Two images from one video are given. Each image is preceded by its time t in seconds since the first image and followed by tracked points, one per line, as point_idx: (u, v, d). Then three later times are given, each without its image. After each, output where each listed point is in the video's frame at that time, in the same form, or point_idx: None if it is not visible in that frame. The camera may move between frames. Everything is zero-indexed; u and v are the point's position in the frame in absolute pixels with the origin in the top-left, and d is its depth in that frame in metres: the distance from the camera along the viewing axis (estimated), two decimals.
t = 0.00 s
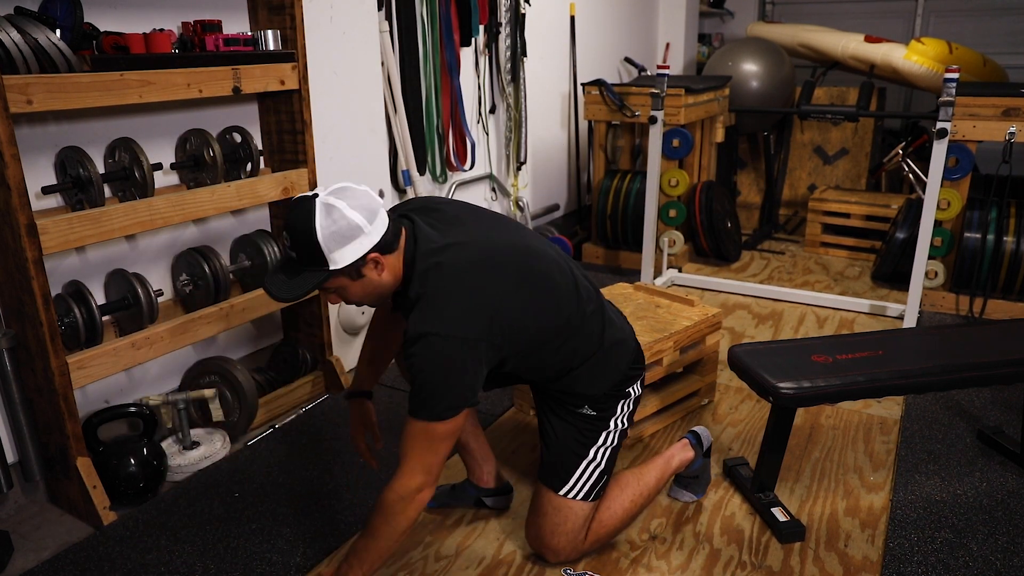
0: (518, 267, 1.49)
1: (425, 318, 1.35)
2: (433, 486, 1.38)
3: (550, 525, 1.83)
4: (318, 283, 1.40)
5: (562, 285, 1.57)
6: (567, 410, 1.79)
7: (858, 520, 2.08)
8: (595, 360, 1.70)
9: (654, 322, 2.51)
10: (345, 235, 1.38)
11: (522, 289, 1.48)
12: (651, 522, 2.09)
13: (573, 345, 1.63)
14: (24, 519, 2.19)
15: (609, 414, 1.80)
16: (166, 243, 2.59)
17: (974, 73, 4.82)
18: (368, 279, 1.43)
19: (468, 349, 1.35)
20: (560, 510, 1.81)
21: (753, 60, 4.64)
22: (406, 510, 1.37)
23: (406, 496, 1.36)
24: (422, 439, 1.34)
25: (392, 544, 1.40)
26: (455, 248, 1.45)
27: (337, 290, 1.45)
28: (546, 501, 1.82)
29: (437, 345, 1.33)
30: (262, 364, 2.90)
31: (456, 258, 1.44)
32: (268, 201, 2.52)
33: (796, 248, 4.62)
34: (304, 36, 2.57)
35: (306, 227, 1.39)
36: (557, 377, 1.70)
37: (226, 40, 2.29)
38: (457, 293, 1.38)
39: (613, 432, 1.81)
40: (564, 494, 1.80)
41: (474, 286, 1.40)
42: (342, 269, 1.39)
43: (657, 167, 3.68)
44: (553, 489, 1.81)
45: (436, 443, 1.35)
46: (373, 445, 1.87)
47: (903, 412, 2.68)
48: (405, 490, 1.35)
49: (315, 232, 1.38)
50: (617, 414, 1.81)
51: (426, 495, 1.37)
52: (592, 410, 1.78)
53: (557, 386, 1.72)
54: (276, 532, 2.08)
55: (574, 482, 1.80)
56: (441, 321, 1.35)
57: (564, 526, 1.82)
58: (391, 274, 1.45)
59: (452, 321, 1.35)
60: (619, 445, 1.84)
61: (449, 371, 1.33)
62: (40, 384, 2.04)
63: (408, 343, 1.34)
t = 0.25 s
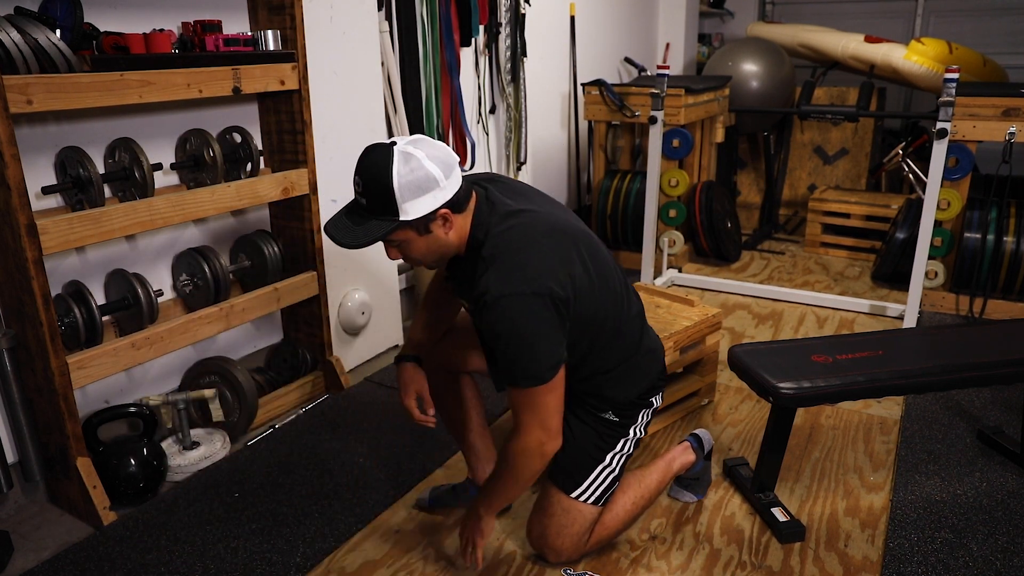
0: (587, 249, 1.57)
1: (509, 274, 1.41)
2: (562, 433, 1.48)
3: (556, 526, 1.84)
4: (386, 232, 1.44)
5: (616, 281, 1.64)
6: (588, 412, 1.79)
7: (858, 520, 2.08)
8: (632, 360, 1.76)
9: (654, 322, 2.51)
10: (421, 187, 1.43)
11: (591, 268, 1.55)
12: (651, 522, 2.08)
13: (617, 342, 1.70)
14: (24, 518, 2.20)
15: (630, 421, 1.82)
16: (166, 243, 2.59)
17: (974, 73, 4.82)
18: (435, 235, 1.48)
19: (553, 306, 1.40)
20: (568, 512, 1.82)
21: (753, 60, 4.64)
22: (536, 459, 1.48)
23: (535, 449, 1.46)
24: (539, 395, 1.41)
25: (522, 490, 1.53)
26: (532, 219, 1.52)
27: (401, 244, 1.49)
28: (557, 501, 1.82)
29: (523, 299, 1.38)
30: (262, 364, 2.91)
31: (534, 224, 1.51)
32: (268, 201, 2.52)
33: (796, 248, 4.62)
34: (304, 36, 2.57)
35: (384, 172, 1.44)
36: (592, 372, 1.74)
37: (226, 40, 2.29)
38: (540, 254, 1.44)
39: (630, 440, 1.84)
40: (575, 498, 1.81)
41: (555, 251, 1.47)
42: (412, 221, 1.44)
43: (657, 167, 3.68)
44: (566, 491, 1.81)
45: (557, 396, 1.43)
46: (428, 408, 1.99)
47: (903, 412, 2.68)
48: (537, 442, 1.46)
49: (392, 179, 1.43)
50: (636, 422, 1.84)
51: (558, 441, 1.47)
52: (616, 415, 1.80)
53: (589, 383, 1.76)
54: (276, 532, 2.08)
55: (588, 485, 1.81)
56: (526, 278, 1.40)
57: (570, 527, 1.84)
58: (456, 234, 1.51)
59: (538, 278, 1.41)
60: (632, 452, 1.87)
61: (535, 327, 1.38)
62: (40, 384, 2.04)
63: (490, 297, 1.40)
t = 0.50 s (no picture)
0: (614, 246, 1.65)
1: (550, 260, 1.47)
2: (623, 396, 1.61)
3: (561, 526, 1.84)
4: (419, 232, 1.48)
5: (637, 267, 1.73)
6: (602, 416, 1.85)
7: (858, 520, 2.08)
8: (652, 361, 1.82)
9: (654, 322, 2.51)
10: (453, 188, 1.47)
11: (616, 252, 1.63)
12: (651, 522, 2.08)
13: (643, 329, 1.76)
14: (24, 518, 2.20)
15: (644, 425, 1.87)
16: (166, 244, 2.59)
17: (974, 73, 4.82)
18: (466, 235, 1.53)
19: (596, 287, 1.48)
20: (573, 512, 1.83)
21: (753, 60, 4.64)
22: (598, 422, 1.61)
23: (599, 416, 1.59)
24: (595, 370, 1.50)
25: (583, 450, 1.69)
26: (565, 212, 1.60)
27: (432, 243, 1.53)
28: (562, 501, 1.83)
29: (570, 283, 1.45)
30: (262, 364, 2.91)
31: (559, 214, 1.57)
32: (268, 201, 2.52)
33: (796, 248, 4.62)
34: (304, 36, 2.57)
35: (417, 173, 1.47)
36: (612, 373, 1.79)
37: (226, 40, 2.29)
38: (575, 239, 1.51)
39: (640, 446, 1.88)
40: (582, 498, 1.82)
41: (586, 237, 1.54)
42: (443, 221, 1.48)
43: (657, 167, 3.68)
44: (573, 493, 1.82)
45: (612, 368, 1.53)
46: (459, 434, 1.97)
47: (904, 412, 2.68)
48: (598, 410, 1.58)
49: (424, 178, 1.46)
50: (647, 428, 1.89)
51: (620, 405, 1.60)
52: (630, 419, 1.85)
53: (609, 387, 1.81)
54: (276, 532, 2.08)
55: (596, 487, 1.82)
56: (567, 262, 1.47)
57: (574, 527, 1.84)
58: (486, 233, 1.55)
59: (579, 262, 1.48)
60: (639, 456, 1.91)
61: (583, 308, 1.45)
62: (39, 384, 2.04)
63: (535, 284, 1.45)
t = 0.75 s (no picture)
0: (611, 255, 1.65)
1: (547, 276, 1.47)
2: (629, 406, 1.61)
3: (561, 526, 1.85)
4: (418, 268, 1.46)
5: (634, 274, 1.73)
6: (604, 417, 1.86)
7: (858, 520, 2.08)
8: (653, 366, 1.83)
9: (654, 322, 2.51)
10: (449, 221, 1.45)
11: (611, 261, 1.63)
12: (651, 522, 2.08)
13: (641, 337, 1.76)
14: (24, 518, 2.19)
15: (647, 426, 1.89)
16: (166, 244, 2.59)
17: (974, 73, 4.82)
18: (464, 262, 1.51)
19: (594, 300, 1.48)
20: (574, 512, 1.83)
21: (753, 60, 4.64)
22: (604, 434, 1.60)
23: (606, 427, 1.59)
24: (600, 381, 1.51)
25: (586, 461, 1.69)
26: (561, 225, 1.60)
27: (431, 273, 1.52)
28: (562, 500, 1.84)
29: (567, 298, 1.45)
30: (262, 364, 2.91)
31: (554, 228, 1.58)
32: (268, 201, 2.52)
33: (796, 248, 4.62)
34: (304, 36, 2.57)
35: (412, 209, 1.44)
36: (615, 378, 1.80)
37: (226, 40, 2.29)
38: (570, 253, 1.52)
39: (640, 446, 1.88)
40: (583, 499, 1.83)
41: (581, 250, 1.55)
42: (442, 255, 1.46)
43: (657, 167, 3.68)
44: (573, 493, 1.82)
45: (615, 378, 1.53)
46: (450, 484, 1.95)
47: (903, 412, 2.68)
48: (606, 420, 1.58)
49: (420, 214, 1.43)
50: (649, 429, 1.89)
51: (626, 414, 1.60)
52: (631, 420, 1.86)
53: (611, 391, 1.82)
54: (276, 532, 2.08)
55: (596, 487, 1.82)
56: (564, 277, 1.48)
57: (574, 526, 1.84)
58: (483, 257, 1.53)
59: (575, 276, 1.48)
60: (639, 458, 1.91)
61: (582, 322, 1.46)
62: (39, 384, 2.04)
63: (533, 302, 1.45)
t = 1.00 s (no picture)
0: (599, 263, 1.65)
1: (543, 297, 1.47)
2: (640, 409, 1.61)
3: (561, 525, 1.85)
4: (410, 314, 1.45)
5: (625, 280, 1.73)
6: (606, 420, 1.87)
7: (858, 520, 2.08)
8: (654, 368, 1.83)
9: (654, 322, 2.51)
10: (439, 268, 1.43)
11: (601, 271, 1.63)
12: (651, 522, 2.08)
13: (639, 342, 1.76)
14: (24, 518, 2.19)
15: (647, 425, 1.89)
16: (165, 244, 2.59)
17: (974, 73, 4.82)
18: (457, 301, 1.49)
19: (593, 313, 1.48)
20: (574, 511, 1.84)
21: (753, 60, 4.64)
22: (618, 439, 1.61)
23: (620, 433, 1.59)
24: (608, 392, 1.51)
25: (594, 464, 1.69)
26: (545, 242, 1.60)
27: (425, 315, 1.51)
28: (563, 500, 1.85)
29: (567, 316, 1.45)
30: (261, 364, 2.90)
31: (541, 247, 1.57)
32: (268, 200, 2.52)
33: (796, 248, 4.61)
34: (304, 36, 2.57)
35: (401, 259, 1.43)
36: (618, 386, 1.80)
37: (226, 40, 2.29)
38: (562, 270, 1.52)
39: (642, 446, 1.88)
40: (584, 499, 1.83)
41: (572, 265, 1.55)
42: (434, 300, 1.45)
43: (657, 167, 3.68)
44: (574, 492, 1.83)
45: (624, 386, 1.54)
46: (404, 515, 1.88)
47: (903, 412, 2.68)
48: (618, 427, 1.58)
49: (409, 264, 1.42)
50: (651, 428, 1.90)
51: (638, 417, 1.60)
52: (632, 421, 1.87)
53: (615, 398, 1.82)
54: (276, 532, 2.08)
55: (598, 487, 1.82)
56: (559, 295, 1.47)
57: (574, 526, 1.84)
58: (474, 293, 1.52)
59: (570, 292, 1.48)
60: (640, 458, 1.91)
61: (585, 338, 1.46)
62: (39, 384, 2.04)
63: (533, 325, 1.45)
